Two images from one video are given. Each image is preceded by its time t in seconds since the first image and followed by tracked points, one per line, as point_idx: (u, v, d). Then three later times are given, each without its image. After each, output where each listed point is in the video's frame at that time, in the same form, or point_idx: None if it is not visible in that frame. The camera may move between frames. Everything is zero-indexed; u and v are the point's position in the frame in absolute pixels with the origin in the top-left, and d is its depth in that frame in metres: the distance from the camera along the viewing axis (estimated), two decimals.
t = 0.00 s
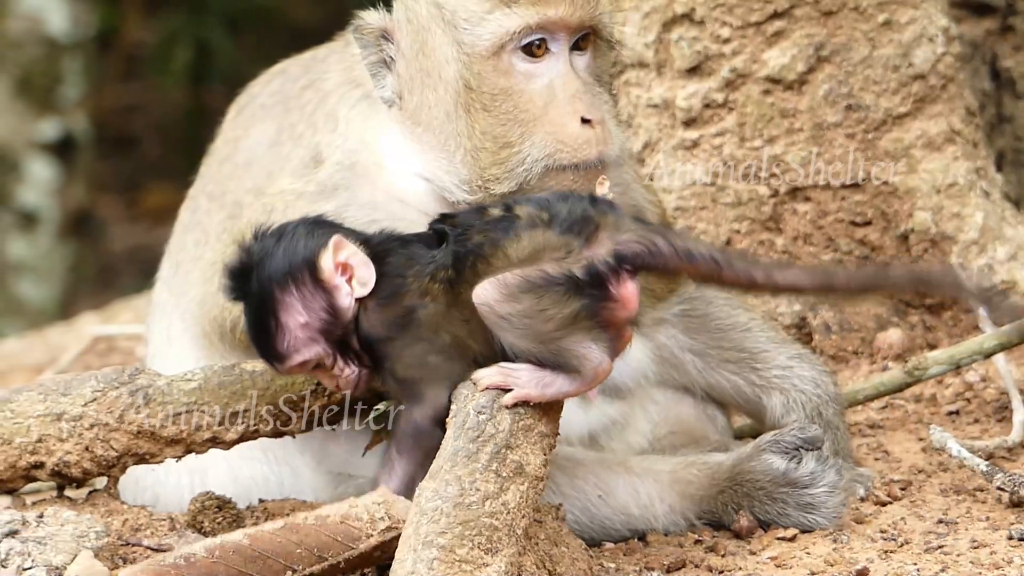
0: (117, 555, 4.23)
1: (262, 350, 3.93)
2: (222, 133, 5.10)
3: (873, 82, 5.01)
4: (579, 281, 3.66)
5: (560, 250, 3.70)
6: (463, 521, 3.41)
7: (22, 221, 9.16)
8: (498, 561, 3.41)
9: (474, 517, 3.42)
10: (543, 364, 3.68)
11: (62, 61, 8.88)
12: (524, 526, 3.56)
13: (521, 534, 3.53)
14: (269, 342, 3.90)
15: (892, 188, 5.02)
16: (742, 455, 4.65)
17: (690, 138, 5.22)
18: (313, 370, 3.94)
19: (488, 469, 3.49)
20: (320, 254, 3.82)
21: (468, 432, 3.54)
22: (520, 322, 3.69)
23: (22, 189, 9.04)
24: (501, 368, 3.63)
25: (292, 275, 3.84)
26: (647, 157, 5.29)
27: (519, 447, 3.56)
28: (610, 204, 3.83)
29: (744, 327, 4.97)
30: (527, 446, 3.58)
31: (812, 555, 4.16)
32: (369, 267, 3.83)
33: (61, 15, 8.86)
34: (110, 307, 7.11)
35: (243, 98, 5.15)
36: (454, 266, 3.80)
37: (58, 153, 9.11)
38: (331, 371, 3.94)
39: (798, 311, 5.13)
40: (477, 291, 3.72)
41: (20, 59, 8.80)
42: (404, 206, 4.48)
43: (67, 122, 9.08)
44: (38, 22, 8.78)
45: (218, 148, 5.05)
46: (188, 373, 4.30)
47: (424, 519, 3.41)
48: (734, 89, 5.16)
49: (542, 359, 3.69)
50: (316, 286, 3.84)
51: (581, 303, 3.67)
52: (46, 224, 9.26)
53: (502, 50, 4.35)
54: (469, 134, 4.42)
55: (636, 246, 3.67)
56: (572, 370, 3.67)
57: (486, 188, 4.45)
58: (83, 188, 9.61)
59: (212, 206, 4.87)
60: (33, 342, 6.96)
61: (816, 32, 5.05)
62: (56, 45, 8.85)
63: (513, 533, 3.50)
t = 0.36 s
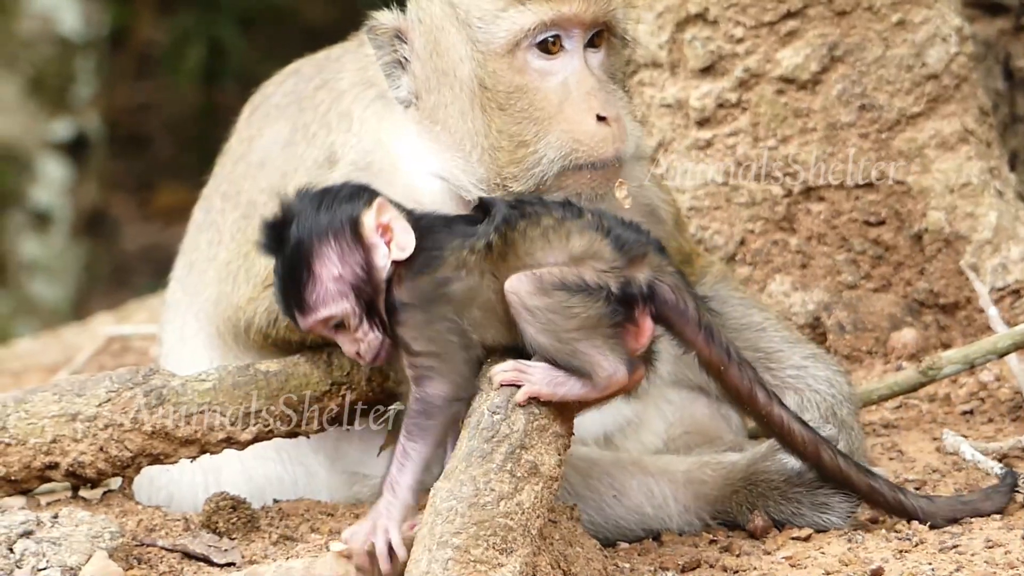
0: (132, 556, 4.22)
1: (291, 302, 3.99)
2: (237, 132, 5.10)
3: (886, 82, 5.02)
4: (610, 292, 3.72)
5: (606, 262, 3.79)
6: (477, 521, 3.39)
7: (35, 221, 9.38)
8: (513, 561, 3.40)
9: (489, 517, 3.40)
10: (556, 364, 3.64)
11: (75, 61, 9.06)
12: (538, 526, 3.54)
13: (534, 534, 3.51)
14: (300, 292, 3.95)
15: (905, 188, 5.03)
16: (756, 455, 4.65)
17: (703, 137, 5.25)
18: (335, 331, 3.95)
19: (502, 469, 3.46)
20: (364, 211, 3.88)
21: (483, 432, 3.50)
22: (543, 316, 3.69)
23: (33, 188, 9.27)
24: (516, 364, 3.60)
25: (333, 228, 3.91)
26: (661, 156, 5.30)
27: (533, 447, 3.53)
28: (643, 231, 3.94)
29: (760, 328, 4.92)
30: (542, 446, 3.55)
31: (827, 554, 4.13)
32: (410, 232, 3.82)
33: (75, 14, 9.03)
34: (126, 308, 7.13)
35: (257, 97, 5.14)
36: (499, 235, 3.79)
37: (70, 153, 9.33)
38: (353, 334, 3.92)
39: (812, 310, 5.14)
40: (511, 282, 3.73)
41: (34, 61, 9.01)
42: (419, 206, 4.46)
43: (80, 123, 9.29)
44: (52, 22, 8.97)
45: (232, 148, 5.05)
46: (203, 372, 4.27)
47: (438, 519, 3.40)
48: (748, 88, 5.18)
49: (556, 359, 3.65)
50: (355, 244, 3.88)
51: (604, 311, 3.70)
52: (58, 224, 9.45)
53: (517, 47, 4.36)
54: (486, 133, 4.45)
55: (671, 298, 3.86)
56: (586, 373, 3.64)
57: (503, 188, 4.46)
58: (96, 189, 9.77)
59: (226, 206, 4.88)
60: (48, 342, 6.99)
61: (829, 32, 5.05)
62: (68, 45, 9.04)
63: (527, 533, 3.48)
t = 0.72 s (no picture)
0: (140, 557, 4.20)
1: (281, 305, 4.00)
2: (246, 133, 5.10)
3: (895, 83, 5.03)
4: (621, 309, 3.65)
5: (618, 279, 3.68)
6: (486, 522, 3.40)
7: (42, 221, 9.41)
8: (521, 563, 3.40)
9: (498, 519, 3.41)
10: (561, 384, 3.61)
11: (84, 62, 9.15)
12: (547, 528, 3.53)
13: (543, 536, 3.49)
14: (288, 303, 3.95)
15: (914, 189, 5.04)
16: (765, 457, 4.66)
17: (712, 139, 5.24)
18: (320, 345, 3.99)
19: (510, 471, 3.45)
20: (345, 251, 3.79)
21: (490, 434, 3.48)
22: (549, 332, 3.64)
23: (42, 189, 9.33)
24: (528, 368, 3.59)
25: (312, 261, 3.84)
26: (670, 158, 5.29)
27: (542, 449, 3.52)
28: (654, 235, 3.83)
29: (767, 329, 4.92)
30: (550, 448, 3.54)
31: (836, 555, 4.12)
32: (388, 281, 3.74)
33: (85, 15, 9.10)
34: (133, 310, 7.15)
35: (267, 98, 5.15)
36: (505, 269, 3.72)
37: (79, 154, 9.42)
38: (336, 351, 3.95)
39: (821, 312, 5.12)
40: (523, 297, 3.69)
41: (43, 61, 9.07)
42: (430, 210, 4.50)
43: (89, 124, 9.38)
44: (62, 23, 9.05)
45: (241, 149, 5.05)
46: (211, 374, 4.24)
47: (446, 521, 3.41)
48: (757, 90, 5.18)
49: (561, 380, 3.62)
50: (332, 280, 3.81)
51: (613, 329, 3.64)
52: (66, 225, 9.51)
53: (525, 50, 4.33)
54: (495, 134, 4.43)
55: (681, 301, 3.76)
56: (586, 394, 3.60)
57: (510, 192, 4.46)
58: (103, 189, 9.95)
59: (236, 207, 4.87)
60: (55, 343, 7.01)
61: (838, 34, 5.06)
62: (78, 46, 9.12)
63: (535, 536, 3.47)
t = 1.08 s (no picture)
0: (148, 556, 4.20)
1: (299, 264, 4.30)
2: (254, 131, 5.08)
3: (902, 83, 5.03)
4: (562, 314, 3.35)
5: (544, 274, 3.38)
6: (492, 522, 3.36)
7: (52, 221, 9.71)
8: (527, 562, 3.40)
9: (505, 518, 3.37)
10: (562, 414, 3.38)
11: (91, 61, 9.50)
12: (553, 527, 3.50)
13: (551, 535, 3.47)
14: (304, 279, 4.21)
15: (922, 189, 5.05)
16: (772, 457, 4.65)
17: (719, 139, 5.26)
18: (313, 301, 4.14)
19: (517, 471, 3.37)
20: (337, 231, 3.86)
21: (496, 433, 3.38)
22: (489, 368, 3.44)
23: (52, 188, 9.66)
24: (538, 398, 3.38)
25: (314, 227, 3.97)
26: (676, 158, 5.34)
27: (548, 448, 3.41)
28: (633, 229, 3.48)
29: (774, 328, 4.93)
30: (558, 447, 3.42)
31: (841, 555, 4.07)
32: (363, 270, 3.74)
33: (92, 16, 9.46)
34: (142, 309, 7.17)
35: (275, 96, 5.13)
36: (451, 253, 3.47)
37: (87, 153, 9.78)
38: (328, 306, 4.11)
39: (828, 312, 5.16)
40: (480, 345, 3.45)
41: (51, 60, 9.41)
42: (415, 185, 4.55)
43: (96, 123, 9.70)
44: (70, 22, 9.41)
45: (249, 147, 5.04)
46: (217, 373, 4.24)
47: (453, 520, 3.37)
48: (764, 89, 5.18)
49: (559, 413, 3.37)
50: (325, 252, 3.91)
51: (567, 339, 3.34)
52: (75, 224, 9.79)
53: (473, 65, 4.52)
54: (445, 144, 4.60)
55: (635, 279, 3.36)
56: (567, 406, 3.35)
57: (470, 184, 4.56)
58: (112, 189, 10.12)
59: (242, 206, 4.87)
60: (64, 341, 7.04)
61: (845, 34, 5.04)
62: (85, 44, 9.47)
63: (542, 535, 3.44)
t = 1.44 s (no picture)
0: (154, 554, 4.17)
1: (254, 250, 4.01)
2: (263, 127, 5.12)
3: (910, 81, 5.03)
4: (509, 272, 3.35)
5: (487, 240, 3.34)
6: (500, 520, 3.34)
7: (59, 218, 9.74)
8: (535, 560, 3.38)
9: (512, 516, 3.35)
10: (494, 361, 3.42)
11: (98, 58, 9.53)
12: (560, 524, 3.48)
13: (557, 532, 3.45)
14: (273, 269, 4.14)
15: (929, 187, 5.06)
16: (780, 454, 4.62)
17: (727, 136, 5.25)
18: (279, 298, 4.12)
19: (524, 468, 3.38)
20: (301, 233, 3.67)
21: (503, 432, 3.41)
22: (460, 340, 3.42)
23: (59, 185, 9.70)
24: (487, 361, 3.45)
25: (274, 229, 3.83)
26: (685, 156, 5.33)
27: (556, 446, 3.43)
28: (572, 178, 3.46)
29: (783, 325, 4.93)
30: (564, 445, 3.44)
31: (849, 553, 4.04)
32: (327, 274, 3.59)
33: (98, 13, 9.51)
34: (149, 306, 7.18)
35: (285, 93, 5.14)
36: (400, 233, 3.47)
37: (95, 151, 9.77)
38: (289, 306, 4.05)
39: (835, 310, 5.21)
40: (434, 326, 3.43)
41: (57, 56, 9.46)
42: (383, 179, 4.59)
43: (104, 120, 9.70)
44: (77, 18, 9.45)
45: (258, 142, 5.05)
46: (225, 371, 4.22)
47: (460, 518, 3.35)
48: (772, 87, 5.17)
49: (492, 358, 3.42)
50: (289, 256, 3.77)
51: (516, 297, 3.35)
52: (82, 221, 9.79)
53: (444, 62, 4.53)
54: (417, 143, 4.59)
55: (578, 229, 3.32)
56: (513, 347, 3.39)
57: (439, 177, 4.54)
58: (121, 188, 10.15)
59: (251, 202, 4.87)
60: (71, 338, 7.06)
61: (853, 31, 5.04)
62: (92, 41, 9.50)
63: (549, 533, 3.43)
